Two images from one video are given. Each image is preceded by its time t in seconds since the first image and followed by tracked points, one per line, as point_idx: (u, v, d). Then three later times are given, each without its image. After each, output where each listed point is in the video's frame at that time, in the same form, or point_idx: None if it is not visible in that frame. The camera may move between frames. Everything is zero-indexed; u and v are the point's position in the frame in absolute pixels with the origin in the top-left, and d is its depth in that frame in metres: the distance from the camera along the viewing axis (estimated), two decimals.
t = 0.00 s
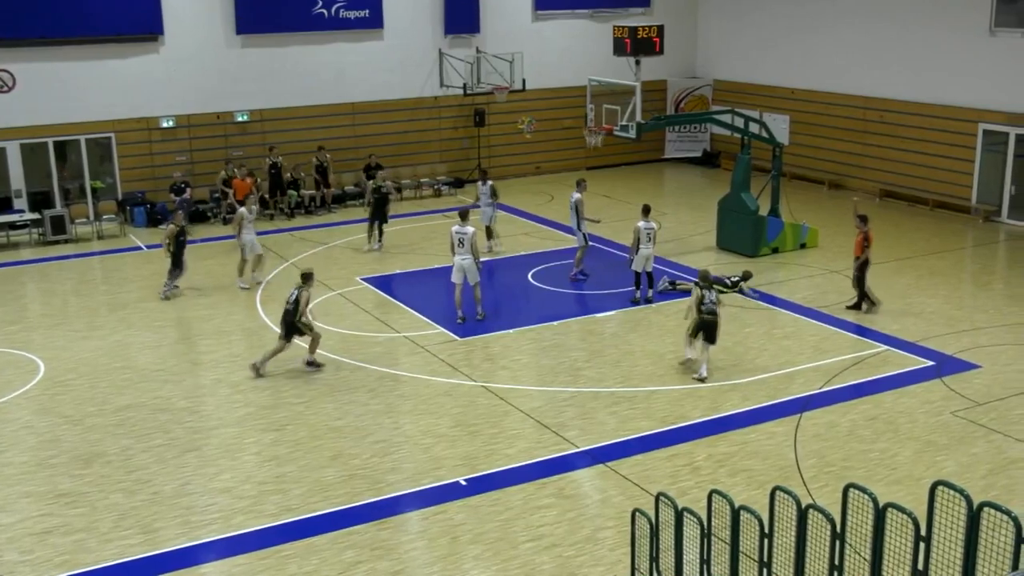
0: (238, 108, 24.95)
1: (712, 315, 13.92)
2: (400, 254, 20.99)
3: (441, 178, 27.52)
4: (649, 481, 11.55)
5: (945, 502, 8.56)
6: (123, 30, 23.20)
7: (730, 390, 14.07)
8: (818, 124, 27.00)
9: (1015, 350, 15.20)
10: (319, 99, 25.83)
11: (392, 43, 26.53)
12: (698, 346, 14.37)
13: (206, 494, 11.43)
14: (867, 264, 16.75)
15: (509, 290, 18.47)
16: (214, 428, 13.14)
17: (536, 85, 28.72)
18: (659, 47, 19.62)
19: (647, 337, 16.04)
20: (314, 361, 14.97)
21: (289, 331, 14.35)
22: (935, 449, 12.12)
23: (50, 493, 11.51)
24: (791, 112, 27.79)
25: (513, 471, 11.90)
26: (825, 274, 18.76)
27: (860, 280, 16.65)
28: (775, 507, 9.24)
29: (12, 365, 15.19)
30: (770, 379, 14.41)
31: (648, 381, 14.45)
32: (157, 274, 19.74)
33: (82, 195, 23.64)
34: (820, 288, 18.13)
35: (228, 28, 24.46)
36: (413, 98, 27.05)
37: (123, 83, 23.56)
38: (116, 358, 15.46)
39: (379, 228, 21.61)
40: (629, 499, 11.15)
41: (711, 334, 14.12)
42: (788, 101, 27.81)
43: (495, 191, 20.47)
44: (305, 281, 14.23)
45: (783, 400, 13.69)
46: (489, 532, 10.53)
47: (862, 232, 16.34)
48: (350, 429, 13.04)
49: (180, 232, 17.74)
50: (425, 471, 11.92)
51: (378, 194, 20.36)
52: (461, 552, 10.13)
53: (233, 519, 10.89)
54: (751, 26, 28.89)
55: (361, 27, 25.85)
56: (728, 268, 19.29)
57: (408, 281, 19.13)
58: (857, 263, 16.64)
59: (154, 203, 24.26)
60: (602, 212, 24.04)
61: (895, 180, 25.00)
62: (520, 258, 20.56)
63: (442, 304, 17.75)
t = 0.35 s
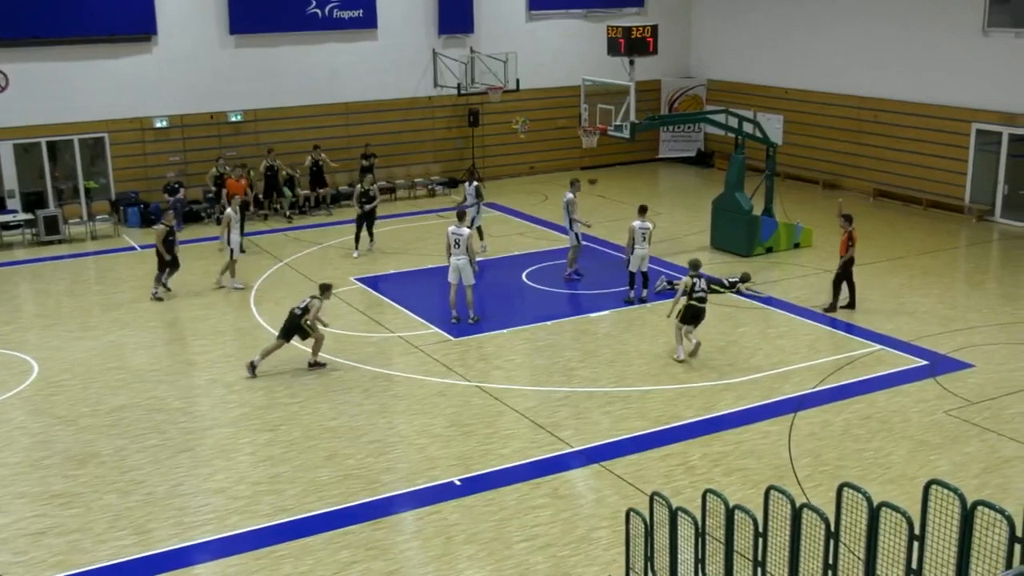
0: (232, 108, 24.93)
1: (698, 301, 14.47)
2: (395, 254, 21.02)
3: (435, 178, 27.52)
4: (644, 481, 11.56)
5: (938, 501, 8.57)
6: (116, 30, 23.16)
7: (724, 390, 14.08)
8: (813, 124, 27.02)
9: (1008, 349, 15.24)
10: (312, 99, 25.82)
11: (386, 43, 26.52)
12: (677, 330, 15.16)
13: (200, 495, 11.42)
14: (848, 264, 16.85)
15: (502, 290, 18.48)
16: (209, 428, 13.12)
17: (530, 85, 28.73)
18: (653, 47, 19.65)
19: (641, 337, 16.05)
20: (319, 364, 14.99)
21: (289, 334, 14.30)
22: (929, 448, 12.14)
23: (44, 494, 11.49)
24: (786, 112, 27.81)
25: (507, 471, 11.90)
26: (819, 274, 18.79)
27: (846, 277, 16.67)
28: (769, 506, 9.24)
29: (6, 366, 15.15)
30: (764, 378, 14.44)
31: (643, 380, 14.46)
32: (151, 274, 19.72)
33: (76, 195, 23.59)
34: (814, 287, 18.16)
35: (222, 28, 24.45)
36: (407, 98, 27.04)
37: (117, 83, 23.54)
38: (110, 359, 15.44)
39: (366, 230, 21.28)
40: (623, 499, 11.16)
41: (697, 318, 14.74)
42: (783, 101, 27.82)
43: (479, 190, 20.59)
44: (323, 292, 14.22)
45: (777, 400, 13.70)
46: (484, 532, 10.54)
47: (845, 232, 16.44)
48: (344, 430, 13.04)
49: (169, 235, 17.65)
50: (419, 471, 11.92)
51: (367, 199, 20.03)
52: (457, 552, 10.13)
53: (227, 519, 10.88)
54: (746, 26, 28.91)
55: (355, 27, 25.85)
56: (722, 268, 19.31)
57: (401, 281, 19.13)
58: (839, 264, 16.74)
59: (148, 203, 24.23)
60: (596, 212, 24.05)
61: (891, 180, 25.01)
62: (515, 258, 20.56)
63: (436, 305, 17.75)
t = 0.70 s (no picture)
0: (227, 108, 24.89)
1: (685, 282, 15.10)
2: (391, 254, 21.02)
3: (430, 178, 27.50)
4: (639, 480, 11.57)
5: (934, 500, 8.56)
6: (111, 30, 23.12)
7: (719, 389, 14.09)
8: (808, 124, 27.05)
9: (1002, 348, 15.27)
10: (307, 100, 25.79)
11: (381, 43, 26.51)
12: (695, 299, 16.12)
13: (195, 496, 11.40)
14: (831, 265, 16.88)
15: (498, 290, 18.49)
16: (204, 428, 13.11)
17: (525, 85, 28.73)
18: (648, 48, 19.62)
19: (636, 337, 16.06)
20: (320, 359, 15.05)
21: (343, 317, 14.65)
22: (923, 448, 12.16)
23: (38, 494, 11.47)
24: (781, 113, 27.85)
25: (502, 471, 11.90)
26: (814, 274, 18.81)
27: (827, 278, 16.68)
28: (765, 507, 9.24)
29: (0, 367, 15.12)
30: (759, 378, 14.45)
31: (638, 380, 14.46)
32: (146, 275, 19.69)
33: (70, 195, 23.52)
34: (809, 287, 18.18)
35: (217, 29, 24.42)
36: (402, 98, 27.02)
37: (112, 84, 23.50)
38: (104, 360, 15.41)
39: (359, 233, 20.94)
40: (619, 499, 11.16)
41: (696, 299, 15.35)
42: (778, 101, 27.85)
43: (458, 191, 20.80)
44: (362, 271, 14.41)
45: (772, 399, 13.72)
46: (479, 532, 10.54)
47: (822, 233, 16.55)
48: (339, 430, 13.03)
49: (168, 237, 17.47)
50: (414, 471, 11.92)
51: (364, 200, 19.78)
52: (452, 552, 10.13)
53: (222, 520, 10.86)
54: (741, 26, 28.94)
55: (350, 28, 25.83)
56: (717, 268, 19.34)
57: (396, 281, 19.13)
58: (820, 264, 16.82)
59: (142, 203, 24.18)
60: (591, 212, 24.07)
61: (886, 180, 25.03)
62: (510, 258, 20.56)
63: (432, 305, 17.73)
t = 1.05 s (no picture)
0: (223, 108, 24.88)
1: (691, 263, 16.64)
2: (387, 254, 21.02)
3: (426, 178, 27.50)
4: (636, 480, 11.57)
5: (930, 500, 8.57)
6: (107, 30, 23.09)
7: (716, 389, 14.10)
8: (805, 124, 27.04)
9: (999, 347, 15.29)
10: (303, 99, 25.77)
11: (377, 43, 26.50)
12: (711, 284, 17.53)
13: (192, 496, 11.39)
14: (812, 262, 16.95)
15: (495, 290, 18.49)
16: (201, 429, 13.09)
17: (522, 85, 28.73)
18: (644, 48, 19.66)
19: (633, 337, 16.06)
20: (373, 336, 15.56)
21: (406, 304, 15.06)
22: (920, 448, 12.17)
23: (35, 495, 11.45)
24: (779, 112, 27.85)
25: (500, 471, 11.90)
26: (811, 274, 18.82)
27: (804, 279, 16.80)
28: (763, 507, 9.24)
29: None
30: (756, 378, 14.46)
31: (636, 380, 14.47)
32: (143, 275, 19.67)
33: (67, 196, 23.48)
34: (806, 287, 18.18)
35: (213, 29, 24.40)
36: (398, 98, 27.01)
37: (109, 84, 23.47)
38: (101, 360, 15.39)
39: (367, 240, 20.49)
40: (616, 498, 11.16)
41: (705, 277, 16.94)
42: (776, 101, 27.85)
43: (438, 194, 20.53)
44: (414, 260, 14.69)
45: (769, 399, 13.72)
46: (476, 532, 10.53)
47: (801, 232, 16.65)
48: (336, 430, 13.02)
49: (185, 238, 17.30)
50: (412, 471, 11.91)
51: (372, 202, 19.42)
52: (449, 552, 10.12)
53: (219, 520, 10.85)
54: (738, 25, 28.93)
55: (346, 27, 25.82)
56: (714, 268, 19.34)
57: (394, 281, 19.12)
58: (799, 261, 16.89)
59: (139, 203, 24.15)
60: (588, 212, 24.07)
61: (883, 180, 25.04)
62: (507, 258, 20.55)
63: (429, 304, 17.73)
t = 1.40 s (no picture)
0: (223, 108, 24.87)
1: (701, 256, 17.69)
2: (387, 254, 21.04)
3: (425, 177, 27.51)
4: (636, 480, 11.57)
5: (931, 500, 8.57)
6: (107, 31, 23.08)
7: (717, 389, 14.09)
8: (805, 123, 27.04)
9: (999, 347, 15.29)
10: (303, 99, 25.76)
11: (377, 43, 26.50)
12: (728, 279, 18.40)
13: (192, 496, 11.39)
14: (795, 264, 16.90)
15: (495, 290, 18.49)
16: (201, 429, 13.09)
17: (522, 85, 28.73)
18: (644, 48, 19.66)
19: (634, 337, 16.06)
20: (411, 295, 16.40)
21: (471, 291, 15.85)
22: (920, 448, 12.17)
23: (35, 495, 11.45)
24: (779, 112, 27.85)
25: (500, 471, 11.90)
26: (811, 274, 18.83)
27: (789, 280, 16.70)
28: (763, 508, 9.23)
29: None
30: (756, 377, 14.46)
31: (636, 380, 14.47)
32: (143, 275, 19.67)
33: (66, 196, 23.48)
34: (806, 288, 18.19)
35: (213, 29, 24.39)
36: (398, 98, 27.01)
37: (109, 84, 23.47)
38: (102, 360, 15.39)
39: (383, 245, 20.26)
40: (616, 499, 11.16)
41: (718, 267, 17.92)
42: (776, 100, 27.84)
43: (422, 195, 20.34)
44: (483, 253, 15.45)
45: (769, 399, 13.72)
46: (476, 532, 10.53)
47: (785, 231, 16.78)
48: (336, 430, 13.01)
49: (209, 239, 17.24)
50: (412, 471, 11.91)
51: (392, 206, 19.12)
52: (449, 552, 10.12)
53: (219, 521, 10.84)
54: (739, 24, 28.91)
55: (346, 27, 25.82)
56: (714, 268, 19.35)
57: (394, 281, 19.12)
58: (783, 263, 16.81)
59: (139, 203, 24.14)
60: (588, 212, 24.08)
61: (883, 180, 25.04)
62: (506, 258, 20.55)
63: (430, 304, 17.73)
